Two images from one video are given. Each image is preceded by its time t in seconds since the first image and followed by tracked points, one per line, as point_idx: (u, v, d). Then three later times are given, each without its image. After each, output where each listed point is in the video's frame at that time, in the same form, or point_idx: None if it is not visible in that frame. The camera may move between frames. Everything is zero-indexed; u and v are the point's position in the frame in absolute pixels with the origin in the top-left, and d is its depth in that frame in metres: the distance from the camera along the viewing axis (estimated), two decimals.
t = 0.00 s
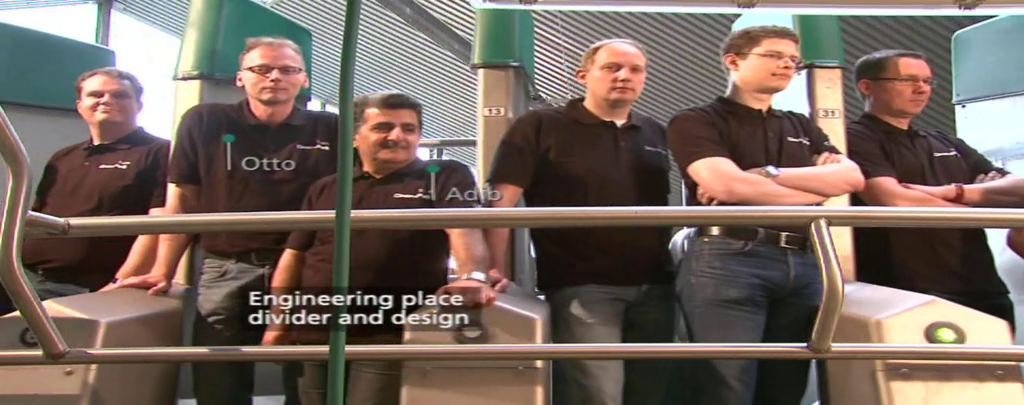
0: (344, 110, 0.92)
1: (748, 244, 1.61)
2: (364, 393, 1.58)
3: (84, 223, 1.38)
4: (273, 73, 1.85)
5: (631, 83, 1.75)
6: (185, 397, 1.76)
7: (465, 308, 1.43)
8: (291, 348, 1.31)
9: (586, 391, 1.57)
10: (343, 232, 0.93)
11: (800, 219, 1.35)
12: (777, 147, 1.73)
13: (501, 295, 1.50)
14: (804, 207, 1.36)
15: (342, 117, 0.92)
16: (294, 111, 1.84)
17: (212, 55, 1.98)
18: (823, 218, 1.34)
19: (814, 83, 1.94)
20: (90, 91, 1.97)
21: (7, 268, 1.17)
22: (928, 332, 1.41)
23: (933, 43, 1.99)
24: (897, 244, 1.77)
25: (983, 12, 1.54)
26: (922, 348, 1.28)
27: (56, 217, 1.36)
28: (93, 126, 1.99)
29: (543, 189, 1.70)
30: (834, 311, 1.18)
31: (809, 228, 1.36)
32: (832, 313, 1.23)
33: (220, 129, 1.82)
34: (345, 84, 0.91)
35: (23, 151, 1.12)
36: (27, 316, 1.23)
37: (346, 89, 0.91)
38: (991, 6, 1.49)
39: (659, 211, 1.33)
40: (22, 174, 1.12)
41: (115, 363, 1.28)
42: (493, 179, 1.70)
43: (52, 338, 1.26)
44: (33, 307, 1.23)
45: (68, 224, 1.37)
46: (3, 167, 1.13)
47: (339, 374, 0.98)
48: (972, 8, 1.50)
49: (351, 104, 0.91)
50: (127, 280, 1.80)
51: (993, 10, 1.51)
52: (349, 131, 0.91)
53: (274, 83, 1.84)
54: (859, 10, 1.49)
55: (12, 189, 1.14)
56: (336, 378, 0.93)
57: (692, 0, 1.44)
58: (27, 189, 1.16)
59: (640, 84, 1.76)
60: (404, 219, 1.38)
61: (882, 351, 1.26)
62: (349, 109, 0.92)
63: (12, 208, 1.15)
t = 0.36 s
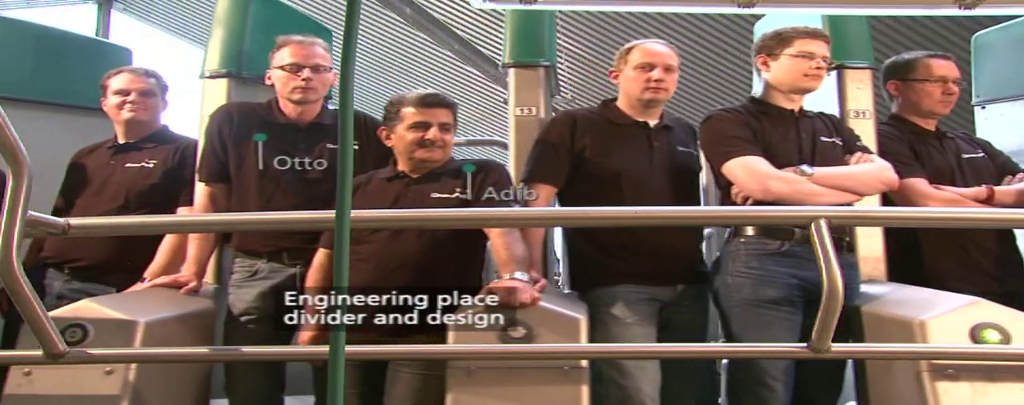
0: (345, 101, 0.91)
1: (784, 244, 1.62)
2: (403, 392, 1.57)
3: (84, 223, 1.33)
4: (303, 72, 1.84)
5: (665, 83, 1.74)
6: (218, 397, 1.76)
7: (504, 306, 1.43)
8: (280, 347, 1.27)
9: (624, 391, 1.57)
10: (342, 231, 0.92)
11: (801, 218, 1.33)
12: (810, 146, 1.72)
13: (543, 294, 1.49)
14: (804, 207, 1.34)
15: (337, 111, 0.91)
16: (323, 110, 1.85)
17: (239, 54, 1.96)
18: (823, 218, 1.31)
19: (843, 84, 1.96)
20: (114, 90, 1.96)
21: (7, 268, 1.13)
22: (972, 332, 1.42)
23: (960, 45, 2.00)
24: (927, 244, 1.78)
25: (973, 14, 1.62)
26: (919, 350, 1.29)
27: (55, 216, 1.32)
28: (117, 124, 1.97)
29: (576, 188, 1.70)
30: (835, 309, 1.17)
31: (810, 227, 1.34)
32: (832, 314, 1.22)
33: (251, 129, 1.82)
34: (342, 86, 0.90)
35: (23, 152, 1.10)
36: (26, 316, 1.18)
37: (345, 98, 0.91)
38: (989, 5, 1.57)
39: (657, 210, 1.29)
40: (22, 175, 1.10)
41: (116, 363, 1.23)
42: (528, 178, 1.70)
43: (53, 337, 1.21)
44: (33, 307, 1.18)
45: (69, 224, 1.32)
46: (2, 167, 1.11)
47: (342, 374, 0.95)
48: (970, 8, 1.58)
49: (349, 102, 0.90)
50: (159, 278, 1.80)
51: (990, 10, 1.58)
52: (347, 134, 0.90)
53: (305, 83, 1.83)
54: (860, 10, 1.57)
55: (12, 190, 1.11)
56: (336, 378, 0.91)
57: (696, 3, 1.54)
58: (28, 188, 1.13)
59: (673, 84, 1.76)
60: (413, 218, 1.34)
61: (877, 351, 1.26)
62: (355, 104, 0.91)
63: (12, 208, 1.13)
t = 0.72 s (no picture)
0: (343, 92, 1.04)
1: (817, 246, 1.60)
2: (441, 392, 1.57)
3: (84, 223, 1.42)
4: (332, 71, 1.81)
5: (698, 83, 1.75)
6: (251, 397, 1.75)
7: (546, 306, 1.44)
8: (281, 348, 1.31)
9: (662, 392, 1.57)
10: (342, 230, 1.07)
11: (801, 217, 1.38)
12: (844, 146, 1.72)
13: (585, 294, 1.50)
14: (804, 206, 1.38)
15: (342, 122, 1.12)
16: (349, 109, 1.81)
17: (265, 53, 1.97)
18: (822, 218, 1.36)
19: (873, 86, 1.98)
20: (142, 88, 1.95)
21: (8, 269, 1.19)
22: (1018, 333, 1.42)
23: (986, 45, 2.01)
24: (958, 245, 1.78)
25: (975, 13, 1.69)
26: (921, 349, 1.32)
27: (56, 217, 1.42)
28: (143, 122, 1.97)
29: (611, 188, 1.71)
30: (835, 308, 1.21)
31: (809, 227, 1.39)
32: (831, 313, 1.27)
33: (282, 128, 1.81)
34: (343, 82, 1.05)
35: (23, 152, 1.15)
36: (26, 316, 1.23)
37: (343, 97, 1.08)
38: (989, 5, 1.64)
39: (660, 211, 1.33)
40: (22, 175, 1.15)
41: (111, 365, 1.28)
42: (563, 178, 1.70)
43: (53, 338, 1.26)
44: (34, 307, 1.23)
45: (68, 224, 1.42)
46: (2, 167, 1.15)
47: (341, 372, 1.03)
48: (971, 8, 1.65)
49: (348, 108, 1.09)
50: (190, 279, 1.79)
51: (989, 9, 1.66)
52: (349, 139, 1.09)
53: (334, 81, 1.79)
54: (860, 9, 1.66)
55: (13, 189, 1.16)
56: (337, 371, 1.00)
57: (695, 2, 1.60)
58: (27, 190, 1.19)
59: (706, 84, 1.75)
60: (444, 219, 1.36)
61: (879, 352, 1.29)
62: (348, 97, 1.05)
63: (12, 208, 1.18)
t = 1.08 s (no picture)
0: (343, 92, 1.05)
1: (854, 245, 1.61)
2: (480, 391, 1.57)
3: (85, 223, 1.43)
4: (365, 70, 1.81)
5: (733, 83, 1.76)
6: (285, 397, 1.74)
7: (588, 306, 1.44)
8: (285, 348, 1.34)
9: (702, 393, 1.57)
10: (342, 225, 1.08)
11: (801, 218, 1.41)
12: (878, 147, 1.71)
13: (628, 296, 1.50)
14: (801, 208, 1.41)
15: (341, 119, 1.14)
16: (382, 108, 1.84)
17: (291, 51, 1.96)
18: (823, 218, 1.39)
19: (903, 87, 1.99)
20: (167, 86, 1.94)
21: (7, 269, 1.22)
22: None
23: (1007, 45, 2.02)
24: (990, 247, 1.78)
25: (975, 13, 1.77)
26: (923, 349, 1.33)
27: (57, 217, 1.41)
28: (168, 121, 1.95)
29: (647, 188, 1.70)
30: (834, 310, 1.23)
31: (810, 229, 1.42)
32: (832, 314, 1.28)
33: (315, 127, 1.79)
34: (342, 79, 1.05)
35: (22, 152, 1.18)
36: (26, 316, 1.26)
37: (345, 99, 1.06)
38: (989, 5, 1.72)
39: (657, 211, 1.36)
40: (21, 174, 1.19)
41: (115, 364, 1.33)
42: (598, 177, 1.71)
43: (53, 337, 1.29)
44: (33, 306, 1.27)
45: (69, 225, 1.42)
46: (3, 167, 1.18)
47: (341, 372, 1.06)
48: (969, 8, 1.73)
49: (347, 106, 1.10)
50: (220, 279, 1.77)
51: (989, 9, 1.75)
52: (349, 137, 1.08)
53: (366, 80, 1.81)
54: (862, 8, 1.74)
55: (13, 188, 1.20)
56: (336, 372, 1.04)
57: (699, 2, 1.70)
58: (26, 187, 1.22)
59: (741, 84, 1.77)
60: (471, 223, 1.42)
61: (876, 352, 1.31)
62: (348, 96, 1.06)
63: (12, 208, 1.22)
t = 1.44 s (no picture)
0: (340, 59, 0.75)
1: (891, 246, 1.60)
2: (519, 392, 1.56)
3: (83, 223, 1.34)
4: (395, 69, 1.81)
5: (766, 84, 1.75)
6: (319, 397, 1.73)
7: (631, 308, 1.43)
8: (282, 347, 1.31)
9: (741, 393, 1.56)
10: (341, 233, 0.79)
11: (797, 219, 1.37)
12: (912, 148, 1.70)
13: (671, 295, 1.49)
14: (799, 208, 1.38)
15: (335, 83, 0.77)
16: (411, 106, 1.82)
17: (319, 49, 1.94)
18: (823, 218, 1.36)
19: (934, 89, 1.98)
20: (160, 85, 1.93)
21: (7, 269, 1.17)
22: None
23: None
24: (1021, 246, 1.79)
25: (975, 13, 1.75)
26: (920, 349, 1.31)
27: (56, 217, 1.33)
28: (196, 119, 1.94)
29: (683, 188, 1.71)
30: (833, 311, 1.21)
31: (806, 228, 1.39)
32: (832, 314, 1.26)
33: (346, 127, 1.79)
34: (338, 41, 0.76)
35: (21, 151, 1.12)
36: (26, 315, 1.20)
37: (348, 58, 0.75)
38: (990, 5, 1.70)
39: (681, 213, 1.36)
40: (20, 175, 1.13)
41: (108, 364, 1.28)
42: (633, 176, 1.71)
43: (53, 337, 1.24)
44: (31, 305, 1.21)
45: (67, 224, 1.33)
46: (3, 167, 1.13)
47: None
48: (971, 8, 1.71)
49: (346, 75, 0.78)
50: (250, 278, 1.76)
51: (989, 9, 1.72)
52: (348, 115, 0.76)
53: (397, 79, 1.80)
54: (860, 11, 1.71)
55: (12, 188, 1.14)
56: None
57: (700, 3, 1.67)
58: (26, 187, 1.16)
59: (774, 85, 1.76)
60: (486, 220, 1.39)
61: (876, 351, 1.29)
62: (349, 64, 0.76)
63: (12, 208, 1.16)
